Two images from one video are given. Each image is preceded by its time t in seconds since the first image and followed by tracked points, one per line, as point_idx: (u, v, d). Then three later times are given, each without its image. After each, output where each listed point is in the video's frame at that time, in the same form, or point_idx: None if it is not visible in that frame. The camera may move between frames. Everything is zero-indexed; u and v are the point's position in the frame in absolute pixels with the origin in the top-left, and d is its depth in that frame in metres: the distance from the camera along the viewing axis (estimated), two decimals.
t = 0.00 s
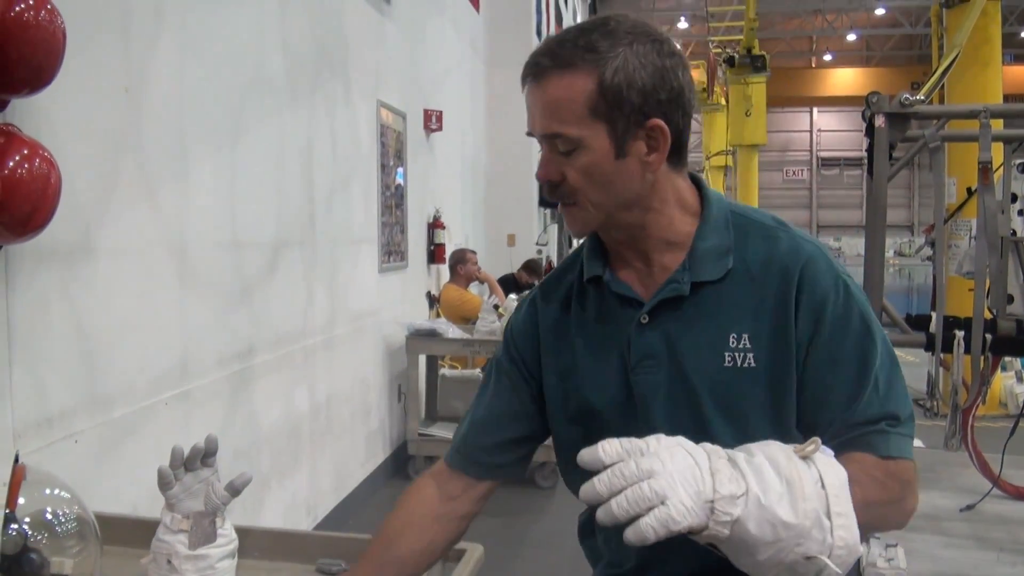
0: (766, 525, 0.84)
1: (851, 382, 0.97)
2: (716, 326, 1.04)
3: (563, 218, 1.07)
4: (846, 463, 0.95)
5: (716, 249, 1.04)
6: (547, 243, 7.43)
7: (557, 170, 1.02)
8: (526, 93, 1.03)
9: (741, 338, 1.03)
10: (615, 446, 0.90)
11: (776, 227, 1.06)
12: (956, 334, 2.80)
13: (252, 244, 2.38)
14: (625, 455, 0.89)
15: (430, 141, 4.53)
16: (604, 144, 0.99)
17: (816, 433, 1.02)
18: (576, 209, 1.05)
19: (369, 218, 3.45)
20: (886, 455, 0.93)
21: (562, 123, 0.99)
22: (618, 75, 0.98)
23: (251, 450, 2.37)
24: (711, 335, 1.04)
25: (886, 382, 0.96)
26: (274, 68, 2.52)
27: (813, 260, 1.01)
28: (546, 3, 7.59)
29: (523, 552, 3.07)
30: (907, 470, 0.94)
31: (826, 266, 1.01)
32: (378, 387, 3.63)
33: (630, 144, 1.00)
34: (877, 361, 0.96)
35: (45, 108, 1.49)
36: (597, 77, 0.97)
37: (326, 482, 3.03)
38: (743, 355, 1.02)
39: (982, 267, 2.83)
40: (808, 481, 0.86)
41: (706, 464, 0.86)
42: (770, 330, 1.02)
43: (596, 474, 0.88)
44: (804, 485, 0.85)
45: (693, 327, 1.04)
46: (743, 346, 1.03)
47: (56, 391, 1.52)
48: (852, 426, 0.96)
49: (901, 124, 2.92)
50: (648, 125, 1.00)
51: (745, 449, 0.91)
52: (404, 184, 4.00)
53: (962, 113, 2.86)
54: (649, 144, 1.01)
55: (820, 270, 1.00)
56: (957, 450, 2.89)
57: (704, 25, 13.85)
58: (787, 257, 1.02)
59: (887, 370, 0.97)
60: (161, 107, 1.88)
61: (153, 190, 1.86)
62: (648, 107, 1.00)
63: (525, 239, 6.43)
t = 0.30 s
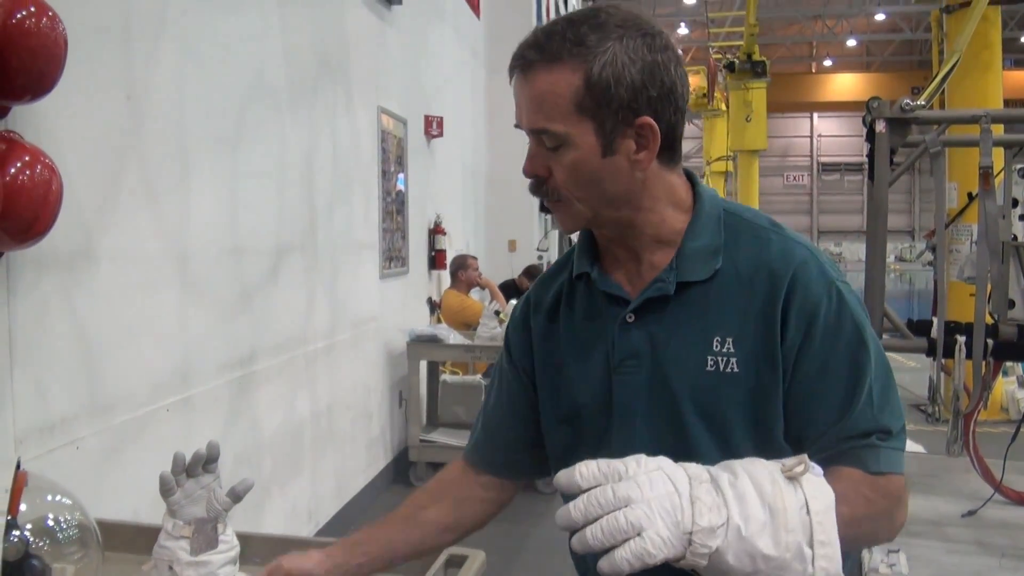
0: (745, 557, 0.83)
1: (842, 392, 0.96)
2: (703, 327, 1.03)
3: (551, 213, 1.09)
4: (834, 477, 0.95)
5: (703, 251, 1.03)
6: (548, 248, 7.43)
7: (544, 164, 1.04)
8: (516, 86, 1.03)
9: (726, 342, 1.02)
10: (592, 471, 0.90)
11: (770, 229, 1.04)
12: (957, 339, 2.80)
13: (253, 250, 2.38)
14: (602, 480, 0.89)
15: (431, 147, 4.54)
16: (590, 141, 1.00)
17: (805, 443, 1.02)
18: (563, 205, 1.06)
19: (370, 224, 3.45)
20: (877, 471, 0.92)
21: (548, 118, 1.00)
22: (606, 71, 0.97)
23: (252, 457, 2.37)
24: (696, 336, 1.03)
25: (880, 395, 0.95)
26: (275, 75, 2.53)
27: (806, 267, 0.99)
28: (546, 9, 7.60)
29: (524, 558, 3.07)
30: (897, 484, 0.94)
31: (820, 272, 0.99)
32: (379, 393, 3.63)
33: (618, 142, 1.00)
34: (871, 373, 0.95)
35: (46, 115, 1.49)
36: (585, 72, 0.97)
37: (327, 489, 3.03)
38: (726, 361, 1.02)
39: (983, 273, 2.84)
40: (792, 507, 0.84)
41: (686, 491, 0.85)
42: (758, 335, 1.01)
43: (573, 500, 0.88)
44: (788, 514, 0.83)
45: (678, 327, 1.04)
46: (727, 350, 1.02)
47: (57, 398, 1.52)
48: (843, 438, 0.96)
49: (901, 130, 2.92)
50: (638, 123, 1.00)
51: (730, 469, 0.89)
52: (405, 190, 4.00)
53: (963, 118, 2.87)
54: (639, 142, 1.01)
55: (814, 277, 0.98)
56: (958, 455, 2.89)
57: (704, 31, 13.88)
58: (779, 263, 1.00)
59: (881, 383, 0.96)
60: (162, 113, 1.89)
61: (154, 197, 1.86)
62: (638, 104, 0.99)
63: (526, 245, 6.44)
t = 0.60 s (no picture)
0: None
1: (830, 420, 0.93)
2: (695, 331, 1.02)
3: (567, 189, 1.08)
4: (817, 507, 0.93)
5: (698, 254, 1.02)
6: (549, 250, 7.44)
7: (565, 137, 1.03)
8: (548, 53, 1.02)
9: (711, 351, 1.00)
10: (557, 484, 0.91)
11: (780, 241, 1.01)
12: (959, 340, 2.80)
13: (253, 251, 2.38)
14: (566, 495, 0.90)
15: (432, 148, 4.54)
16: (616, 118, 0.99)
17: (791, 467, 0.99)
18: (580, 183, 1.05)
19: (371, 225, 3.46)
20: (862, 506, 0.89)
21: (577, 90, 0.99)
22: (644, 48, 0.96)
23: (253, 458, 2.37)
24: (687, 340, 1.02)
25: (874, 427, 0.91)
26: (276, 76, 2.54)
27: (808, 284, 0.95)
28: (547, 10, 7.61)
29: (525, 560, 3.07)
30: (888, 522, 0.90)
31: (825, 291, 0.95)
32: (380, 395, 3.63)
33: (646, 125, 1.00)
34: (864, 403, 0.91)
35: (47, 117, 1.49)
36: (621, 47, 0.97)
37: (328, 490, 3.03)
38: (706, 369, 1.00)
39: (985, 274, 2.84)
40: (762, 541, 0.83)
41: (651, 517, 0.85)
42: (749, 348, 0.99)
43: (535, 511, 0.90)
44: (757, 549, 0.82)
45: (669, 328, 1.03)
46: (709, 358, 1.00)
47: (59, 400, 1.53)
48: (830, 469, 0.92)
49: (903, 131, 2.92)
50: (669, 107, 0.99)
51: (703, 495, 0.88)
52: (406, 192, 4.00)
53: (965, 119, 2.87)
54: (667, 127, 1.00)
55: (815, 295, 0.95)
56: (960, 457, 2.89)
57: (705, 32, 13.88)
58: (779, 279, 0.97)
59: (876, 415, 0.92)
60: (162, 115, 1.89)
61: (154, 199, 1.86)
62: (672, 87, 0.98)
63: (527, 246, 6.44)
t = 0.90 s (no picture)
0: None
1: (831, 434, 0.91)
2: (705, 330, 1.02)
3: (650, 168, 1.01)
4: (807, 524, 0.90)
5: (723, 247, 1.03)
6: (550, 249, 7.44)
7: (676, 105, 0.98)
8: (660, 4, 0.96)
9: (717, 351, 1.00)
10: (537, 466, 0.91)
11: (803, 243, 1.01)
12: (960, 340, 2.80)
13: (254, 250, 2.38)
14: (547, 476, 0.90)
15: (433, 148, 4.54)
16: (738, 88, 0.99)
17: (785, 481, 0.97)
18: (678, 155, 1.00)
19: (372, 224, 3.46)
20: (851, 531, 0.87)
21: (706, 51, 0.96)
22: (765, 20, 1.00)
23: (253, 457, 2.37)
24: (692, 338, 1.02)
25: (879, 451, 0.89)
26: (277, 76, 2.53)
27: (823, 292, 0.95)
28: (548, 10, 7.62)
29: (526, 559, 3.06)
30: (879, 551, 0.88)
31: (843, 301, 0.94)
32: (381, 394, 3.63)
33: (749, 97, 1.02)
34: (870, 422, 0.90)
35: (48, 115, 1.49)
36: (750, 13, 0.97)
37: (329, 489, 3.02)
38: (710, 370, 1.00)
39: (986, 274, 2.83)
40: (747, 551, 0.81)
41: (633, 513, 0.84)
42: (757, 353, 0.99)
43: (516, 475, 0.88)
44: (741, 557, 0.80)
45: (679, 324, 1.04)
46: (714, 359, 1.00)
47: (60, 398, 1.53)
48: (820, 488, 0.91)
49: (904, 131, 2.92)
50: (765, 82, 1.04)
51: (686, 497, 0.87)
52: (408, 191, 4.01)
53: (966, 119, 2.87)
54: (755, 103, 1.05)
55: (831, 305, 0.94)
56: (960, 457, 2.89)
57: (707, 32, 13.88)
58: (798, 283, 0.97)
59: (880, 439, 0.90)
60: (163, 114, 1.89)
61: (155, 198, 1.86)
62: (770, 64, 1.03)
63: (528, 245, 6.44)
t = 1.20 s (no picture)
0: None
1: (850, 438, 0.97)
2: (724, 328, 1.06)
3: (679, 153, 1.05)
4: (816, 532, 0.96)
5: (747, 242, 1.07)
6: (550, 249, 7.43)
7: (712, 92, 1.03)
8: None
9: (736, 348, 1.04)
10: (549, 444, 0.88)
11: (826, 243, 1.07)
12: (960, 341, 2.80)
13: (256, 250, 2.39)
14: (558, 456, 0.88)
15: (434, 147, 4.54)
16: (772, 80, 1.04)
17: (793, 486, 1.03)
18: (708, 144, 1.04)
19: (372, 223, 3.46)
20: (863, 540, 0.94)
21: (750, 39, 1.01)
22: (804, 17, 1.06)
23: (254, 457, 2.38)
24: (712, 337, 1.06)
25: (892, 463, 0.96)
26: (278, 75, 2.54)
27: (849, 293, 1.00)
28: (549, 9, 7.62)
29: (526, 559, 3.06)
30: (884, 562, 0.94)
31: (868, 303, 1.00)
32: (382, 393, 3.63)
33: (784, 91, 1.08)
34: (886, 425, 0.96)
35: (50, 114, 1.49)
36: (794, 5, 1.03)
37: (329, 489, 3.02)
38: (728, 368, 1.04)
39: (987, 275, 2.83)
40: (765, 545, 0.82)
41: (648, 503, 0.84)
42: (776, 351, 1.03)
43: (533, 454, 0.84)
44: (759, 553, 0.82)
45: (700, 317, 1.07)
46: (733, 356, 1.04)
47: (61, 397, 1.53)
48: (831, 495, 0.97)
49: (905, 131, 2.92)
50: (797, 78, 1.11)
51: (698, 493, 0.88)
52: (408, 191, 4.00)
53: (967, 120, 2.87)
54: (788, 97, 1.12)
55: (857, 306, 0.99)
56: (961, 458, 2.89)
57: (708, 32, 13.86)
58: (822, 281, 1.02)
59: (894, 445, 0.96)
60: (166, 113, 1.89)
61: (157, 197, 1.86)
62: (804, 62, 1.10)
63: (528, 245, 6.43)
